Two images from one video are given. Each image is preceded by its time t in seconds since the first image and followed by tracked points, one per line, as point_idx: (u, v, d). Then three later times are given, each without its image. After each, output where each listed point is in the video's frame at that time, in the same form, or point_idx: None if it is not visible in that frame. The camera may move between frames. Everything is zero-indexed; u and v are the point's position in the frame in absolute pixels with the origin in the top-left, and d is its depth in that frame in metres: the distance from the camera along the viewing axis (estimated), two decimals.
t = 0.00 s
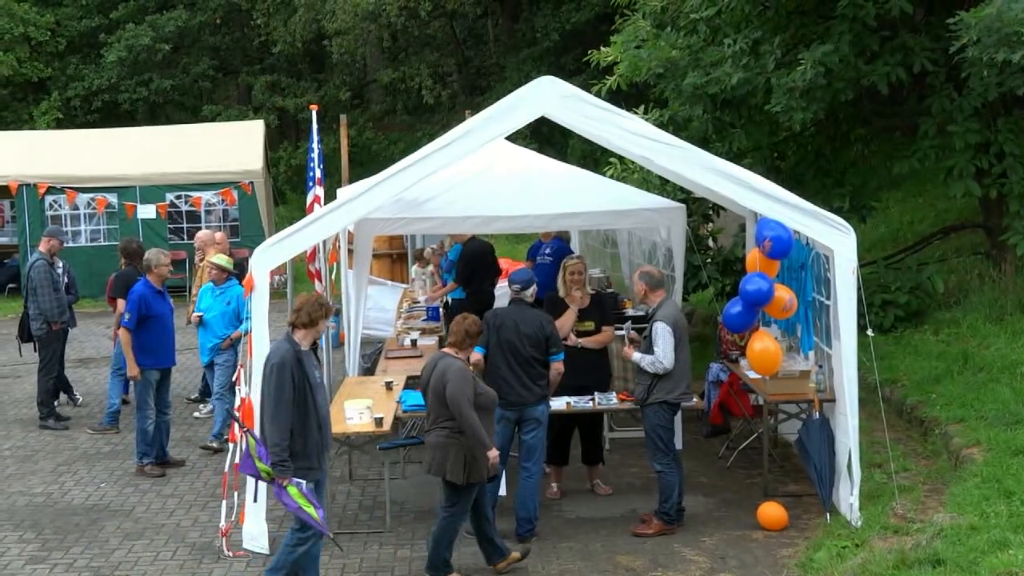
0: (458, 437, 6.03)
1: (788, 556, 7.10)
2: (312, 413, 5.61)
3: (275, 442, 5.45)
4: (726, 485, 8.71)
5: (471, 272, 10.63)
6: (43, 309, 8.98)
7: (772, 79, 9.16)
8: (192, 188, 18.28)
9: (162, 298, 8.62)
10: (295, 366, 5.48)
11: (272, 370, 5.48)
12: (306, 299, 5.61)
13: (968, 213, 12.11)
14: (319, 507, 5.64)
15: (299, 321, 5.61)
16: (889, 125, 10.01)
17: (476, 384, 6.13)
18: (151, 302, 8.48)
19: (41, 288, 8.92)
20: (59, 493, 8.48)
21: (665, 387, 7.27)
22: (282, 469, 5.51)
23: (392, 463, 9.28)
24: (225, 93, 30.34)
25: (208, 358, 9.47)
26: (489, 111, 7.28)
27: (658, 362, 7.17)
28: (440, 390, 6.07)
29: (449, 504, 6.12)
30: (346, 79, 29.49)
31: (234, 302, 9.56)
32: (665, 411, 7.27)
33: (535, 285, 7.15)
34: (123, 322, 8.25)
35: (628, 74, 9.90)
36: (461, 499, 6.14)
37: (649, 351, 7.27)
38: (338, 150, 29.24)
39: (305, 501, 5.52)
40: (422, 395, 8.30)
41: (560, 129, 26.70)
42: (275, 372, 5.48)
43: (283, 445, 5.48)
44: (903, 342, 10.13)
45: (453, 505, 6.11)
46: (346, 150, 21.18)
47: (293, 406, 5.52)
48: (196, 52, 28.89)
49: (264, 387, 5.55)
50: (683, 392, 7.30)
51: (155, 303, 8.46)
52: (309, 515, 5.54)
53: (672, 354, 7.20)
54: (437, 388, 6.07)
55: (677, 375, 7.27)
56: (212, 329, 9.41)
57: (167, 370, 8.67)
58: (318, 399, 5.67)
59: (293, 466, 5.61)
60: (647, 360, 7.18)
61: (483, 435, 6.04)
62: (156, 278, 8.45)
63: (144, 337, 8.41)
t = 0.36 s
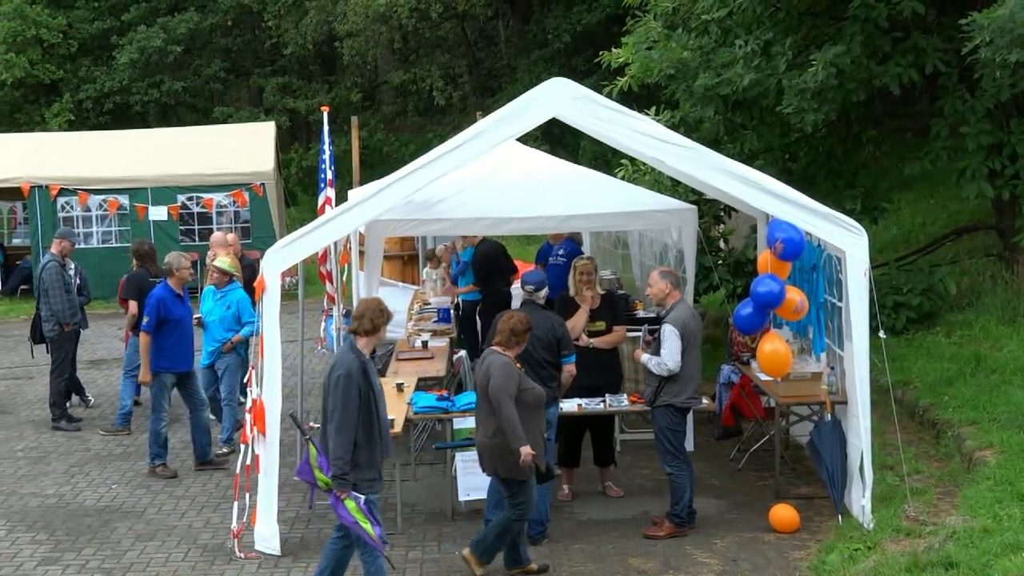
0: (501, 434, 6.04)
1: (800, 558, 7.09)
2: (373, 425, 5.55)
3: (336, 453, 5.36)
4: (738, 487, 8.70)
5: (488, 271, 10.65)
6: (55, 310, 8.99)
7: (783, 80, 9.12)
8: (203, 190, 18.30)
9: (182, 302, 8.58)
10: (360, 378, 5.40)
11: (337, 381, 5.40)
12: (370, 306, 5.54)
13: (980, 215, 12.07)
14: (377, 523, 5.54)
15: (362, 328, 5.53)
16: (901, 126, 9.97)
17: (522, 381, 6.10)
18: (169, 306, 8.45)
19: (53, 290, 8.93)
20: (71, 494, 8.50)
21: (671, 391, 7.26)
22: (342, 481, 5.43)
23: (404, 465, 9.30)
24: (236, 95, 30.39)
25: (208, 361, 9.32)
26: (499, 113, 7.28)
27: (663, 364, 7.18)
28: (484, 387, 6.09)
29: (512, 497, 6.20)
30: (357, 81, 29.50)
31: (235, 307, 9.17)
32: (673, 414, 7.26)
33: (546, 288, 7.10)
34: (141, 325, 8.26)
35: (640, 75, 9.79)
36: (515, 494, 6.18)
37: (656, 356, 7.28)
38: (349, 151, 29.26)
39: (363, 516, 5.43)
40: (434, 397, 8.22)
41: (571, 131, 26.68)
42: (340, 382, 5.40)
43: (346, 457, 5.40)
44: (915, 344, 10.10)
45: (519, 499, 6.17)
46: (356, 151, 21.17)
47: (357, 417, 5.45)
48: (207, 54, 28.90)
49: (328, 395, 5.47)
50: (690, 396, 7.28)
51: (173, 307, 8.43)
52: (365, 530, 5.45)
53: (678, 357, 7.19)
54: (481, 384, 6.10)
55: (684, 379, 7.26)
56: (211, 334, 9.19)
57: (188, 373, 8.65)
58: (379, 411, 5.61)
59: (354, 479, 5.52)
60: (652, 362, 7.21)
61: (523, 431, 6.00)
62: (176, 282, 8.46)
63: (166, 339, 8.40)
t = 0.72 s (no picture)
0: (554, 439, 5.90)
1: (821, 562, 7.06)
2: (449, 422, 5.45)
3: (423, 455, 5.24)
4: (759, 490, 8.67)
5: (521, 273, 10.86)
6: (77, 312, 9.00)
7: (804, 83, 9.05)
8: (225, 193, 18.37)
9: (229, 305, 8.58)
10: (436, 376, 5.29)
11: (414, 383, 5.25)
12: (432, 304, 5.40)
13: (1004, 218, 12.01)
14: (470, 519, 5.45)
15: (425, 328, 5.40)
16: (922, 128, 9.92)
17: (577, 387, 5.96)
18: (219, 307, 8.45)
19: (75, 291, 8.94)
20: (93, 496, 8.53)
21: (693, 394, 7.23)
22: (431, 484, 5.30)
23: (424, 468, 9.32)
24: (256, 98, 30.51)
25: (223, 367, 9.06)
26: (520, 116, 7.30)
27: (685, 367, 7.17)
28: (538, 391, 5.97)
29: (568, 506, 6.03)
30: (377, 84, 29.56)
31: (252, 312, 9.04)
32: (694, 417, 7.23)
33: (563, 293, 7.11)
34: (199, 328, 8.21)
35: (662, 77, 9.90)
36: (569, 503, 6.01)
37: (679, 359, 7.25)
38: (369, 153, 29.34)
39: (457, 516, 5.33)
40: (455, 399, 8.27)
41: (592, 134, 26.70)
42: (416, 384, 5.26)
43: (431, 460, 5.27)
44: (937, 347, 10.06)
45: (577, 508, 6.00)
46: (376, 154, 21.18)
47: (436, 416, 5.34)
48: (229, 57, 28.93)
49: (402, 400, 5.31)
50: (712, 399, 7.25)
51: (225, 309, 8.43)
52: (461, 529, 5.36)
53: (700, 360, 7.17)
54: (536, 388, 5.98)
55: (705, 382, 7.23)
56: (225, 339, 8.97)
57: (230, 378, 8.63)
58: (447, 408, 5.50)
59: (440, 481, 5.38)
60: (675, 364, 7.20)
61: (575, 438, 5.84)
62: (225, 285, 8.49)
63: (222, 339, 8.39)
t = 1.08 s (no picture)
0: (623, 445, 5.86)
1: (849, 566, 7.04)
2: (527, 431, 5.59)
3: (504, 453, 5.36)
4: (785, 494, 8.65)
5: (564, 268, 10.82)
6: (104, 314, 9.02)
7: (832, 85, 8.98)
8: (250, 195, 18.44)
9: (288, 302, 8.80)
10: (517, 377, 5.48)
11: (496, 383, 5.44)
12: (513, 310, 5.65)
13: None
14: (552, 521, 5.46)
15: (507, 334, 5.66)
16: (951, 131, 9.91)
17: (645, 392, 5.93)
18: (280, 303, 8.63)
19: (103, 293, 8.97)
20: (119, 496, 8.56)
21: (719, 396, 7.20)
22: (511, 485, 5.38)
23: (450, 470, 9.35)
24: (283, 100, 30.59)
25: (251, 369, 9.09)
26: (546, 119, 7.30)
27: (710, 369, 7.14)
28: (607, 396, 5.94)
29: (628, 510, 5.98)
30: (403, 86, 29.60)
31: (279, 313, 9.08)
32: (720, 420, 7.21)
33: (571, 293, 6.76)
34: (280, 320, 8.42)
35: (688, 80, 9.85)
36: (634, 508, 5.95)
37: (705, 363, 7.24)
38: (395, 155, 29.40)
39: (539, 514, 5.36)
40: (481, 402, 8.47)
41: (618, 136, 26.74)
42: (498, 384, 5.45)
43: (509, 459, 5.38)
44: (964, 351, 10.02)
45: (636, 512, 5.94)
46: (401, 155, 21.17)
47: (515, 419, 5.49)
48: (256, 59, 29.00)
49: (484, 403, 5.49)
50: (737, 402, 7.22)
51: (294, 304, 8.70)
52: (546, 527, 5.36)
53: (725, 363, 7.16)
54: (605, 394, 5.96)
55: (731, 385, 7.20)
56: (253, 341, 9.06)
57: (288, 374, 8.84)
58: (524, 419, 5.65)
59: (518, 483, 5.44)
60: (700, 367, 7.18)
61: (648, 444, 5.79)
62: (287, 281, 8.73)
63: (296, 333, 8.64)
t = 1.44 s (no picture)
0: (683, 448, 5.81)
1: (875, 572, 7.01)
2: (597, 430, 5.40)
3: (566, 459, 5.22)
4: (810, 498, 8.62)
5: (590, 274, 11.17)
6: (130, 316, 9.03)
7: (857, 88, 8.92)
8: (274, 198, 18.42)
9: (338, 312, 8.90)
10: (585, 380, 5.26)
11: (563, 386, 5.24)
12: (585, 308, 5.36)
13: None
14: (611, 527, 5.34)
15: (577, 333, 5.38)
16: (976, 133, 9.83)
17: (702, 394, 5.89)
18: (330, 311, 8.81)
19: (129, 297, 8.98)
20: (144, 500, 8.58)
21: (743, 399, 7.19)
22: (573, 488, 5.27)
23: (474, 473, 9.37)
24: (307, 104, 30.69)
25: (278, 372, 9.10)
26: (571, 122, 7.29)
27: (735, 372, 7.13)
28: (665, 400, 5.88)
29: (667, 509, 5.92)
30: (427, 90, 29.65)
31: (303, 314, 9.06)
32: (745, 423, 7.18)
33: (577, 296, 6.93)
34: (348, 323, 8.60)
35: (713, 83, 9.80)
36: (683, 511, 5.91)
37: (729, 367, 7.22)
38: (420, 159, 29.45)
39: (596, 522, 5.25)
40: (505, 406, 8.49)
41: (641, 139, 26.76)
42: (565, 386, 5.25)
43: (573, 464, 5.24)
44: (991, 356, 9.97)
45: (674, 514, 5.89)
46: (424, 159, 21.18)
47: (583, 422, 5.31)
48: (280, 63, 29.14)
49: (551, 403, 5.32)
50: (762, 405, 7.20)
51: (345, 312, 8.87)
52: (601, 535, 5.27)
53: (750, 366, 7.13)
54: (662, 398, 5.89)
55: (755, 388, 7.18)
56: (280, 342, 9.02)
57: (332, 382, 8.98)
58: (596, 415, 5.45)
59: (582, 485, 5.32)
60: (725, 369, 7.16)
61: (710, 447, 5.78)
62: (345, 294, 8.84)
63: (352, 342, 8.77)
